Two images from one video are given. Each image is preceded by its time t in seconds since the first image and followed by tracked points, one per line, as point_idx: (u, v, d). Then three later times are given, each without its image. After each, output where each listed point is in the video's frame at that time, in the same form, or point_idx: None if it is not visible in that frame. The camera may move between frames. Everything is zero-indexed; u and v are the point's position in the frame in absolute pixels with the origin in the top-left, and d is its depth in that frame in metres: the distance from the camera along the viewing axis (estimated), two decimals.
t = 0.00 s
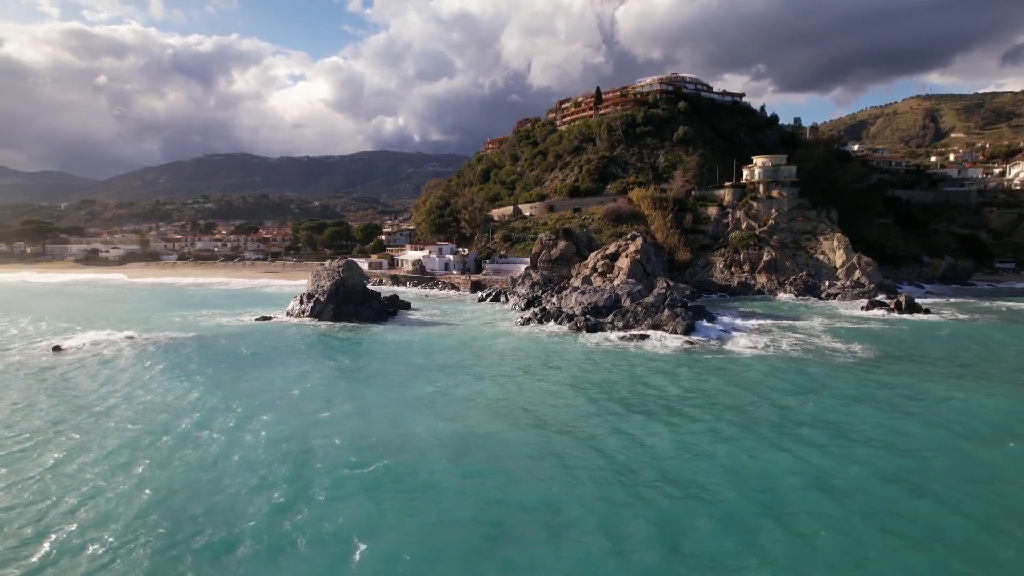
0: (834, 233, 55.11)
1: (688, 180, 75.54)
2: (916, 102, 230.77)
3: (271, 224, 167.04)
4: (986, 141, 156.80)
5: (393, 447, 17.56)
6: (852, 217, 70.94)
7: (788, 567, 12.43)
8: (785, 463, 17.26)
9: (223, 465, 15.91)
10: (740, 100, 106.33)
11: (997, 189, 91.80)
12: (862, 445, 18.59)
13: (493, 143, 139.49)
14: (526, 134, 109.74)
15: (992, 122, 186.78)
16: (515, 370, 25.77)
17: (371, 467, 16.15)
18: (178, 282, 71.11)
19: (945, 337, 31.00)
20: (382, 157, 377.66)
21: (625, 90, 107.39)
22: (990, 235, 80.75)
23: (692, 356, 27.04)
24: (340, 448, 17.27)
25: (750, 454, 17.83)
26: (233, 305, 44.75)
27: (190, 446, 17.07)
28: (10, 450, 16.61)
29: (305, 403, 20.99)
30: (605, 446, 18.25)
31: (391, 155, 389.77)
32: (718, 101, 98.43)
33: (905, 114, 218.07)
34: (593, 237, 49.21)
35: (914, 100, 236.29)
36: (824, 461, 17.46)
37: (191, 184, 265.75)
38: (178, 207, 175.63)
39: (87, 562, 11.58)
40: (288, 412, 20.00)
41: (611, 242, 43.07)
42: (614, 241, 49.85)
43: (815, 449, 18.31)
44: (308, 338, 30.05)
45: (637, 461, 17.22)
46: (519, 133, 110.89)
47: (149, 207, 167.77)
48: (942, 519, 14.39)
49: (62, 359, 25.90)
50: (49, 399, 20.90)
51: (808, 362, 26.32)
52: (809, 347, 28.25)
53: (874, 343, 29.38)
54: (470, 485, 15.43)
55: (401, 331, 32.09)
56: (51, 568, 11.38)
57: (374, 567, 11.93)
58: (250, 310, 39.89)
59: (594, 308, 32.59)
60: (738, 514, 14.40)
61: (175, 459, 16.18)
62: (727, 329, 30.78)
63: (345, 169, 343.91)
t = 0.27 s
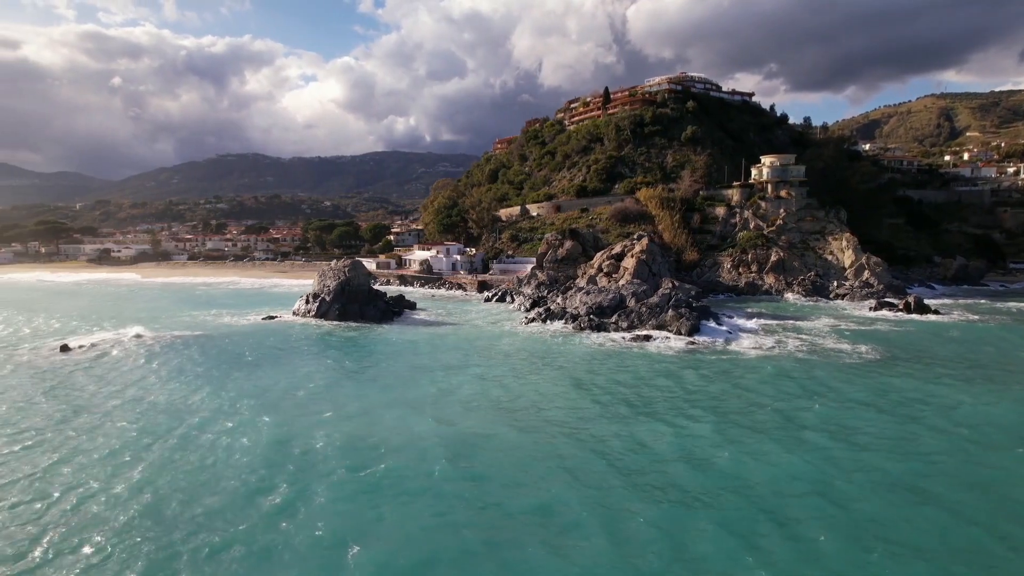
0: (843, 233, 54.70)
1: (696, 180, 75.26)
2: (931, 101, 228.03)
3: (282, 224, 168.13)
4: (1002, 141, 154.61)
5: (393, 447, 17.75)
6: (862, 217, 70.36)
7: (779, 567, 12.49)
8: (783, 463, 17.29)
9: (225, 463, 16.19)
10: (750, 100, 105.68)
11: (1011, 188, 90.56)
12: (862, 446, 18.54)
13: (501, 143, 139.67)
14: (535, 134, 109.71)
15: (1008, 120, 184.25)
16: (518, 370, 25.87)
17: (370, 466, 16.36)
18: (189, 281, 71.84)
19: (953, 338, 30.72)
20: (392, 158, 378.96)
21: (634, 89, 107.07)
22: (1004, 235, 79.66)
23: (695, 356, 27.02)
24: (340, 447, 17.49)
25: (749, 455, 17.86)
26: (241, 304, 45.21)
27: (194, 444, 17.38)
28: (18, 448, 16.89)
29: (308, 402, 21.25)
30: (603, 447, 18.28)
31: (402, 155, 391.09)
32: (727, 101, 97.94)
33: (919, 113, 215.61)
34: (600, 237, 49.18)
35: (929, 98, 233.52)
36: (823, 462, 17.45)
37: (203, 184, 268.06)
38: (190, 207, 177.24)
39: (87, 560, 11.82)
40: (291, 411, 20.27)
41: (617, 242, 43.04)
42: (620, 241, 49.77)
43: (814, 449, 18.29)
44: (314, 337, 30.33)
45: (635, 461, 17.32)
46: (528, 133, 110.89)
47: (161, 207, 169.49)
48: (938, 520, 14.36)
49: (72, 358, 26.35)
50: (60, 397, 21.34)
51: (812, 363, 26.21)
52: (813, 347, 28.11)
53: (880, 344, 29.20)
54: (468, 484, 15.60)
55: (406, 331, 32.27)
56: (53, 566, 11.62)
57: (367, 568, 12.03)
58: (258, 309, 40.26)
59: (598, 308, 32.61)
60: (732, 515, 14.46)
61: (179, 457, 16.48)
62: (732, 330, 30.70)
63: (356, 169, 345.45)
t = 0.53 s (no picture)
0: (855, 233, 54.24)
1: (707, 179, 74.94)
2: (949, 99, 224.76)
3: (295, 224, 169.48)
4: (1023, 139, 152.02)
5: (397, 446, 18.03)
6: (875, 217, 69.67)
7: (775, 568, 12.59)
8: (785, 465, 17.32)
9: (234, 462, 16.56)
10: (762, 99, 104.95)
11: None
12: (865, 448, 18.54)
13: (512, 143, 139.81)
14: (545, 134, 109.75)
15: None
16: (524, 370, 26.05)
17: (373, 466, 16.66)
18: (203, 281, 72.80)
19: (965, 340, 30.41)
20: (404, 158, 380.59)
21: (645, 89, 106.71)
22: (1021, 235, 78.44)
23: (702, 357, 27.04)
24: (346, 447, 17.80)
25: (751, 457, 17.93)
26: (253, 303, 45.77)
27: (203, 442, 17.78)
28: (33, 446, 17.34)
29: (316, 402, 21.59)
30: (605, 448, 18.43)
31: (414, 155, 392.51)
32: (738, 100, 97.35)
33: (937, 111, 212.75)
34: (609, 237, 49.20)
35: (947, 96, 230.18)
36: (825, 464, 17.47)
37: (217, 184, 270.82)
38: (205, 207, 179.16)
39: (97, 556, 12.15)
40: (299, 411, 20.60)
41: (626, 243, 43.04)
42: (629, 241, 49.77)
43: (817, 451, 18.32)
44: (324, 337, 30.71)
45: (636, 462, 17.43)
46: (539, 133, 110.94)
47: (177, 207, 171.56)
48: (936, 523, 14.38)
49: (88, 357, 26.93)
50: (75, 395, 21.85)
51: (820, 364, 26.10)
52: (822, 349, 28.00)
53: (890, 345, 29.00)
54: (469, 484, 15.85)
55: (414, 331, 32.56)
56: (63, 562, 11.95)
57: (367, 565, 12.29)
58: (269, 308, 40.73)
59: (606, 308, 32.68)
60: (731, 516, 14.57)
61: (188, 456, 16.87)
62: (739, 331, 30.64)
63: (368, 169, 347.29)
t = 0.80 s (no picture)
0: (870, 233, 53.67)
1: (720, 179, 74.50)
2: (970, 97, 221.01)
3: (311, 224, 171.04)
4: None
5: (403, 445, 18.29)
6: (892, 217, 68.80)
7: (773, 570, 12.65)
8: (790, 468, 17.30)
9: (243, 459, 16.93)
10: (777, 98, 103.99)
11: None
12: (873, 450, 18.44)
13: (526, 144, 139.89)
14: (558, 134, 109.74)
15: None
16: (533, 370, 26.21)
17: (378, 465, 16.93)
18: (219, 280, 73.85)
19: (980, 341, 30.01)
20: (419, 158, 382.24)
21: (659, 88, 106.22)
22: None
23: (711, 358, 26.98)
24: (354, 446, 18.11)
25: (756, 458, 17.93)
26: (268, 303, 46.39)
27: (215, 440, 18.17)
28: (52, 442, 17.85)
29: (325, 401, 21.92)
30: (610, 449, 18.53)
31: (428, 155, 394.20)
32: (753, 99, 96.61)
33: (958, 109, 209.33)
34: (620, 237, 49.15)
35: (968, 94, 226.18)
36: (831, 466, 17.41)
37: (234, 185, 274.07)
38: (222, 207, 181.42)
39: (110, 550, 12.53)
40: (308, 410, 20.94)
41: (637, 243, 43.00)
42: (641, 241, 49.67)
43: (823, 453, 18.27)
44: (336, 336, 31.09)
45: (640, 463, 17.53)
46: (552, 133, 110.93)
47: (195, 208, 174.01)
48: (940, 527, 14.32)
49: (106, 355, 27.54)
50: (93, 393, 22.40)
51: (830, 366, 25.93)
52: (833, 350, 27.80)
53: (902, 347, 28.71)
54: (472, 484, 16.05)
55: (425, 330, 32.83)
56: (77, 556, 12.32)
57: (369, 562, 12.56)
58: (283, 308, 41.25)
59: (616, 308, 32.73)
60: (732, 518, 14.61)
61: (200, 453, 17.26)
62: (750, 331, 30.50)
63: (383, 169, 349.45)
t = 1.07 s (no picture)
0: (887, 233, 52.97)
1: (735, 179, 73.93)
2: (994, 94, 216.77)
3: (327, 224, 172.51)
4: None
5: (410, 445, 18.53)
6: (910, 217, 67.82)
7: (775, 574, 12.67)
8: (798, 471, 17.24)
9: (254, 458, 17.26)
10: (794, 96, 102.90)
11: None
12: (883, 454, 18.31)
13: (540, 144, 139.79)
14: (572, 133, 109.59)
15: None
16: (542, 371, 26.31)
17: (387, 465, 17.18)
18: (236, 280, 74.87)
19: (998, 343, 29.56)
20: (434, 158, 383.54)
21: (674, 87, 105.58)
22: None
23: (722, 359, 26.88)
24: (363, 445, 18.37)
25: (763, 461, 17.88)
26: (283, 302, 46.95)
27: (228, 439, 18.54)
28: (71, 440, 18.34)
29: (337, 400, 22.21)
30: (617, 450, 18.61)
31: (443, 155, 395.44)
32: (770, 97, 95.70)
33: (982, 107, 205.41)
34: (633, 237, 49.00)
35: (992, 91, 221.92)
36: (839, 470, 17.33)
37: (252, 185, 277.12)
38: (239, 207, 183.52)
39: (126, 546, 12.92)
40: (320, 409, 21.24)
41: (650, 243, 42.87)
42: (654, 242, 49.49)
43: (832, 456, 18.19)
44: (349, 336, 31.43)
45: (647, 465, 17.57)
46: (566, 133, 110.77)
47: (213, 208, 176.29)
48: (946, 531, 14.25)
49: (123, 353, 28.12)
50: (110, 391, 22.92)
51: (843, 368, 25.71)
52: (846, 351, 27.56)
53: (918, 349, 28.36)
54: (478, 485, 16.23)
55: (436, 330, 33.06)
56: (94, 550, 12.72)
57: (375, 560, 12.81)
58: (297, 307, 41.74)
59: (627, 309, 32.73)
60: (736, 520, 14.64)
61: (212, 452, 17.62)
62: (762, 333, 30.31)
63: (398, 169, 351.33)
